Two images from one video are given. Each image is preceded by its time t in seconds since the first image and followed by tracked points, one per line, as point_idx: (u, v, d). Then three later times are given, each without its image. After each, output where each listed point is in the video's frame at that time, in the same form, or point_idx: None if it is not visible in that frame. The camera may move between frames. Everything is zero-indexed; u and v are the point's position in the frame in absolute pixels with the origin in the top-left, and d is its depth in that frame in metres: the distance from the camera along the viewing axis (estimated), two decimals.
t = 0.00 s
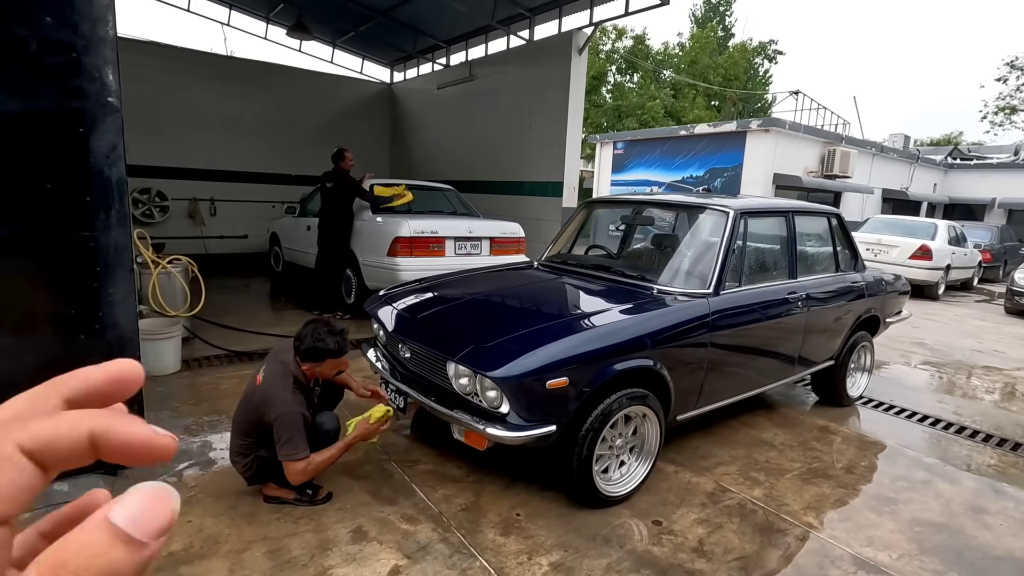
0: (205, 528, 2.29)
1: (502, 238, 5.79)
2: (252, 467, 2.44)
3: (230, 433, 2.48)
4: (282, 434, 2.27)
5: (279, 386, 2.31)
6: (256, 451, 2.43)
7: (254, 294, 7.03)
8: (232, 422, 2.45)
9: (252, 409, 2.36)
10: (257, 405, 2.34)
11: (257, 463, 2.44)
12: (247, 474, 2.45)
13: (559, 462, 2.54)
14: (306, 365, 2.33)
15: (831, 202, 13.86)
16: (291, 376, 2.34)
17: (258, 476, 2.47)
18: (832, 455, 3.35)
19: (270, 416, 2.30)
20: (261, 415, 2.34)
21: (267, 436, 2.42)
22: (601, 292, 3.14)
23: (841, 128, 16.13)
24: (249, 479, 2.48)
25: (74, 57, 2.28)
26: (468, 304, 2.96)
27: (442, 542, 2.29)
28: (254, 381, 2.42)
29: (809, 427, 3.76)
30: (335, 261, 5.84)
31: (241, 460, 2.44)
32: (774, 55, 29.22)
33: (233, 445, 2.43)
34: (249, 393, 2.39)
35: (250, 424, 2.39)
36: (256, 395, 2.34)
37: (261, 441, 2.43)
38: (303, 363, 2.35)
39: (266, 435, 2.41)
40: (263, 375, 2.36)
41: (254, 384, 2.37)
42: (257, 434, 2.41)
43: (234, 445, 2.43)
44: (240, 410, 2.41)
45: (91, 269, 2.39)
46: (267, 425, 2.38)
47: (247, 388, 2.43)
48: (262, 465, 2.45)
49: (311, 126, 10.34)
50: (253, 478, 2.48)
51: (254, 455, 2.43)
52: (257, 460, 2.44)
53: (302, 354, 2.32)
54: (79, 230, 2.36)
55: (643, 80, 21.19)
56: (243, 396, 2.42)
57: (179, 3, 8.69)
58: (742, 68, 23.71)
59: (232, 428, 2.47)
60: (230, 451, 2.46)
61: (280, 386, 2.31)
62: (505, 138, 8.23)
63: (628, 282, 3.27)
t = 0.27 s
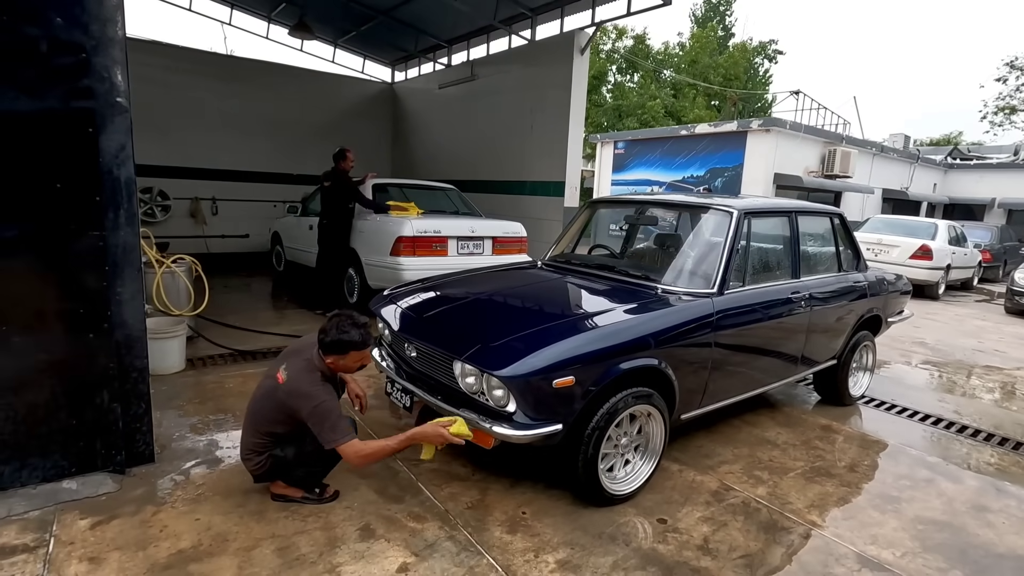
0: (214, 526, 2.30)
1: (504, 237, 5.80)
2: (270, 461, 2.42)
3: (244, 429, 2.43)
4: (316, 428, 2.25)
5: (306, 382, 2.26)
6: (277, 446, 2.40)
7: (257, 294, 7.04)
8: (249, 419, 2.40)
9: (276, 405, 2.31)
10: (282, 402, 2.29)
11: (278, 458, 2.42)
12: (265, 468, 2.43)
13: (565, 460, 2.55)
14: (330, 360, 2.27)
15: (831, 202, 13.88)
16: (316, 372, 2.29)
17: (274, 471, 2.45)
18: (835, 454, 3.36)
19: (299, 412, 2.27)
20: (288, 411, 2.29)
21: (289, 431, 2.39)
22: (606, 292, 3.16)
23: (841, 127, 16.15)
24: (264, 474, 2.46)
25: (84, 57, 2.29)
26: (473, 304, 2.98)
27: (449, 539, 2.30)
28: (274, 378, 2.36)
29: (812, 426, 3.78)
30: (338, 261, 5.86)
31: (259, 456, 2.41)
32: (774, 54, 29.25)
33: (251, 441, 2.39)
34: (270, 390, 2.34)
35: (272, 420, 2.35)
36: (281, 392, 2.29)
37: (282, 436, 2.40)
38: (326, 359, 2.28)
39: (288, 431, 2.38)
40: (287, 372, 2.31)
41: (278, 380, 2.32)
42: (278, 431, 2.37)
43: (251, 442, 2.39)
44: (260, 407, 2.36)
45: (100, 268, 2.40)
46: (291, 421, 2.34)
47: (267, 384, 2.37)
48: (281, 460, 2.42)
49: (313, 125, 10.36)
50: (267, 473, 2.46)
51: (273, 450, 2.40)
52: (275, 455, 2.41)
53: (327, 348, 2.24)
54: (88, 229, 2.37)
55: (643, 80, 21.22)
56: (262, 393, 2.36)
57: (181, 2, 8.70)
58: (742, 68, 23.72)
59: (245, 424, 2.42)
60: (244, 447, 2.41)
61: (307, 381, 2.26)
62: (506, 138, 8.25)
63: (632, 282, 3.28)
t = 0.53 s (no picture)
0: (216, 521, 2.36)
1: (503, 237, 5.85)
2: (282, 458, 2.42)
3: (251, 429, 2.40)
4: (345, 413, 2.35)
5: (329, 374, 2.33)
6: (290, 441, 2.42)
7: (257, 293, 7.09)
8: (260, 418, 2.38)
9: (297, 399, 2.34)
10: (304, 395, 2.34)
11: (292, 453, 2.44)
12: (277, 466, 2.43)
13: (560, 457, 2.61)
14: (343, 352, 2.32)
15: (829, 202, 13.93)
16: (334, 364, 2.35)
17: (284, 467, 2.45)
18: (827, 451, 3.42)
19: (324, 401, 2.34)
20: (311, 403, 2.35)
21: (304, 424, 2.43)
22: (601, 292, 3.21)
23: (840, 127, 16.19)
24: (271, 471, 2.45)
25: (88, 63, 2.34)
26: (470, 304, 3.03)
27: (446, 534, 2.36)
28: (287, 374, 2.38)
29: (805, 424, 3.84)
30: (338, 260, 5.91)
31: (273, 454, 2.40)
32: (773, 54, 29.27)
33: (262, 439, 2.38)
34: (286, 386, 2.36)
35: (290, 415, 2.37)
36: (301, 386, 2.33)
37: (296, 431, 2.43)
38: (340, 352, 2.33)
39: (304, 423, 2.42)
40: (303, 367, 2.34)
41: (295, 375, 2.35)
42: (294, 425, 2.40)
43: (264, 440, 2.38)
44: (274, 405, 2.36)
45: (104, 268, 2.46)
46: (310, 413, 2.39)
47: (279, 382, 2.38)
48: (293, 454, 2.44)
49: (313, 125, 10.40)
50: (275, 471, 2.45)
51: (286, 445, 2.42)
52: (287, 450, 2.43)
53: (342, 342, 2.30)
54: (92, 230, 2.42)
55: (642, 79, 21.25)
56: (275, 390, 2.37)
57: (181, 2, 8.74)
58: (742, 67, 23.76)
59: (253, 424, 2.40)
60: (253, 447, 2.38)
61: (327, 373, 2.33)
62: (505, 138, 8.30)
63: (627, 282, 3.33)
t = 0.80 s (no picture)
0: (211, 510, 2.43)
1: (498, 235, 5.92)
2: (272, 452, 2.49)
3: (242, 423, 2.47)
4: (330, 410, 2.39)
5: (318, 369, 2.38)
6: (279, 435, 2.49)
7: (255, 291, 7.16)
8: (249, 413, 2.45)
9: (285, 395, 2.40)
10: (292, 390, 2.39)
11: (281, 448, 2.50)
12: (266, 460, 2.49)
13: (546, 449, 2.67)
14: (337, 346, 2.39)
15: (826, 201, 14.00)
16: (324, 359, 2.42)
17: (274, 461, 2.52)
18: (812, 445, 3.49)
19: (312, 397, 2.39)
20: (298, 399, 2.40)
21: (293, 419, 2.49)
22: (590, 288, 3.27)
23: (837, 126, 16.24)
24: (262, 465, 2.52)
25: (86, 65, 2.40)
26: (460, 300, 3.09)
27: (434, 523, 2.42)
28: (278, 369, 2.44)
29: (792, 419, 3.90)
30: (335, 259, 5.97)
31: (262, 448, 2.47)
32: (772, 53, 29.32)
33: (251, 434, 2.44)
34: (276, 381, 2.42)
35: (279, 410, 2.44)
36: (290, 381, 2.39)
37: (285, 426, 2.50)
38: (334, 345, 2.41)
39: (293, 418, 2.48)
40: (293, 362, 2.40)
41: (284, 371, 2.40)
42: (284, 420, 2.46)
43: (253, 435, 2.45)
44: (263, 400, 2.42)
45: (102, 265, 2.52)
46: (299, 408, 2.45)
47: (269, 377, 2.44)
48: (282, 449, 2.51)
49: (312, 125, 10.47)
50: (266, 464, 2.53)
51: (275, 440, 2.48)
52: (276, 445, 2.49)
53: (336, 335, 2.36)
54: (91, 228, 2.49)
55: (641, 79, 21.31)
56: (265, 385, 2.43)
57: (179, 3, 8.80)
58: (740, 67, 23.81)
59: (243, 419, 2.46)
60: (244, 441, 2.45)
61: (317, 368, 2.38)
62: (501, 137, 8.36)
63: (615, 279, 3.40)
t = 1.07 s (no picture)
0: (205, 501, 2.48)
1: (494, 235, 5.97)
2: (261, 448, 2.55)
3: (230, 420, 2.53)
4: (315, 404, 2.45)
5: (301, 365, 2.44)
6: (268, 431, 2.55)
7: (254, 290, 7.22)
8: (237, 411, 2.50)
9: (270, 391, 2.46)
10: (277, 386, 2.45)
11: (270, 444, 2.56)
12: (257, 456, 2.55)
13: (534, 442, 2.73)
14: (320, 341, 2.46)
15: (824, 201, 14.04)
16: (307, 354, 2.48)
17: (264, 457, 2.58)
18: (800, 440, 3.53)
19: (296, 392, 2.45)
20: (284, 394, 2.46)
21: (280, 415, 2.55)
22: (580, 285, 3.32)
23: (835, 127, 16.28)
24: (253, 461, 2.57)
25: (84, 66, 2.46)
26: (453, 297, 3.15)
27: (424, 514, 2.48)
28: (261, 366, 2.50)
29: (781, 415, 3.95)
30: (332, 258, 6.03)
31: (251, 445, 2.52)
32: (772, 54, 29.37)
33: (240, 431, 2.50)
34: (260, 378, 2.48)
35: (265, 406, 2.49)
36: (274, 378, 2.44)
37: (272, 421, 2.55)
38: (317, 340, 2.48)
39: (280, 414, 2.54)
40: (276, 359, 2.46)
41: (269, 368, 2.46)
42: (270, 415, 2.52)
43: (242, 432, 2.50)
44: (249, 397, 2.48)
45: (100, 262, 2.58)
46: (285, 404, 2.50)
47: (254, 375, 2.50)
48: (271, 444, 2.56)
49: (311, 126, 10.53)
50: (257, 460, 2.58)
51: (264, 436, 2.54)
52: (265, 441, 2.55)
53: (319, 330, 2.44)
54: (89, 226, 2.54)
55: (640, 79, 21.38)
56: (250, 383, 2.49)
57: (179, 4, 8.87)
58: (740, 67, 23.87)
59: (231, 417, 2.52)
60: (234, 438, 2.51)
61: (301, 364, 2.44)
62: (498, 138, 8.42)
63: (605, 276, 3.45)
